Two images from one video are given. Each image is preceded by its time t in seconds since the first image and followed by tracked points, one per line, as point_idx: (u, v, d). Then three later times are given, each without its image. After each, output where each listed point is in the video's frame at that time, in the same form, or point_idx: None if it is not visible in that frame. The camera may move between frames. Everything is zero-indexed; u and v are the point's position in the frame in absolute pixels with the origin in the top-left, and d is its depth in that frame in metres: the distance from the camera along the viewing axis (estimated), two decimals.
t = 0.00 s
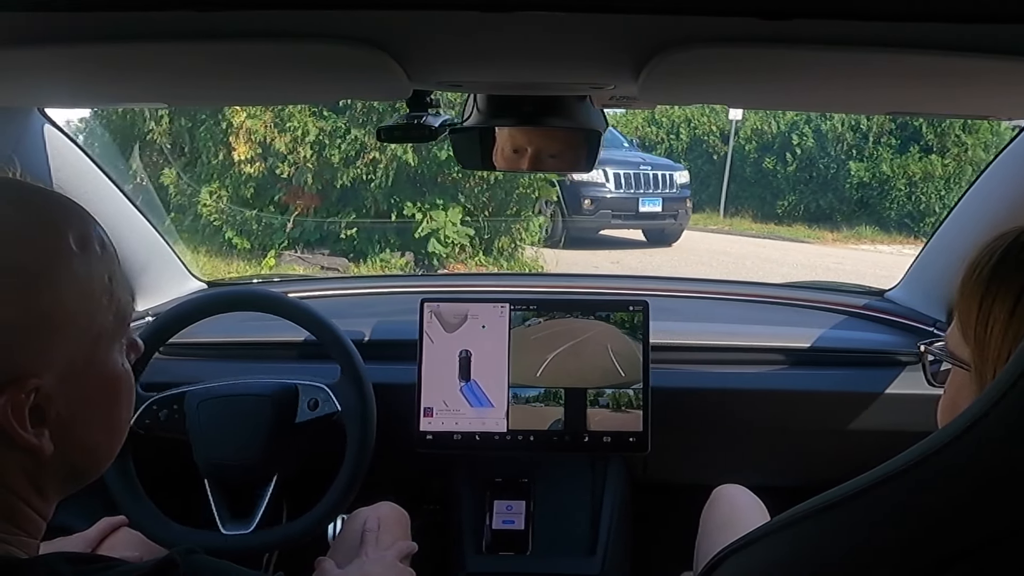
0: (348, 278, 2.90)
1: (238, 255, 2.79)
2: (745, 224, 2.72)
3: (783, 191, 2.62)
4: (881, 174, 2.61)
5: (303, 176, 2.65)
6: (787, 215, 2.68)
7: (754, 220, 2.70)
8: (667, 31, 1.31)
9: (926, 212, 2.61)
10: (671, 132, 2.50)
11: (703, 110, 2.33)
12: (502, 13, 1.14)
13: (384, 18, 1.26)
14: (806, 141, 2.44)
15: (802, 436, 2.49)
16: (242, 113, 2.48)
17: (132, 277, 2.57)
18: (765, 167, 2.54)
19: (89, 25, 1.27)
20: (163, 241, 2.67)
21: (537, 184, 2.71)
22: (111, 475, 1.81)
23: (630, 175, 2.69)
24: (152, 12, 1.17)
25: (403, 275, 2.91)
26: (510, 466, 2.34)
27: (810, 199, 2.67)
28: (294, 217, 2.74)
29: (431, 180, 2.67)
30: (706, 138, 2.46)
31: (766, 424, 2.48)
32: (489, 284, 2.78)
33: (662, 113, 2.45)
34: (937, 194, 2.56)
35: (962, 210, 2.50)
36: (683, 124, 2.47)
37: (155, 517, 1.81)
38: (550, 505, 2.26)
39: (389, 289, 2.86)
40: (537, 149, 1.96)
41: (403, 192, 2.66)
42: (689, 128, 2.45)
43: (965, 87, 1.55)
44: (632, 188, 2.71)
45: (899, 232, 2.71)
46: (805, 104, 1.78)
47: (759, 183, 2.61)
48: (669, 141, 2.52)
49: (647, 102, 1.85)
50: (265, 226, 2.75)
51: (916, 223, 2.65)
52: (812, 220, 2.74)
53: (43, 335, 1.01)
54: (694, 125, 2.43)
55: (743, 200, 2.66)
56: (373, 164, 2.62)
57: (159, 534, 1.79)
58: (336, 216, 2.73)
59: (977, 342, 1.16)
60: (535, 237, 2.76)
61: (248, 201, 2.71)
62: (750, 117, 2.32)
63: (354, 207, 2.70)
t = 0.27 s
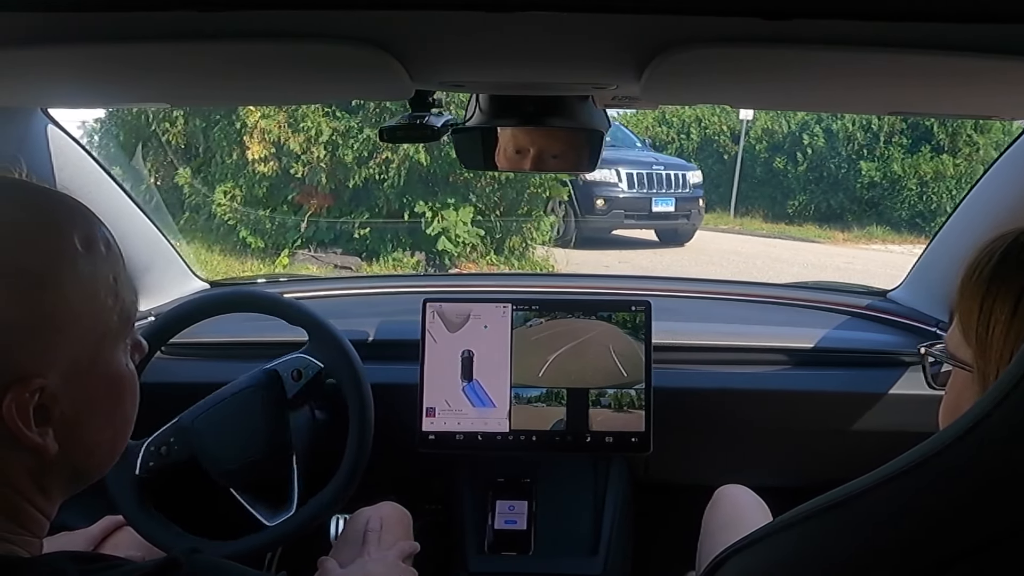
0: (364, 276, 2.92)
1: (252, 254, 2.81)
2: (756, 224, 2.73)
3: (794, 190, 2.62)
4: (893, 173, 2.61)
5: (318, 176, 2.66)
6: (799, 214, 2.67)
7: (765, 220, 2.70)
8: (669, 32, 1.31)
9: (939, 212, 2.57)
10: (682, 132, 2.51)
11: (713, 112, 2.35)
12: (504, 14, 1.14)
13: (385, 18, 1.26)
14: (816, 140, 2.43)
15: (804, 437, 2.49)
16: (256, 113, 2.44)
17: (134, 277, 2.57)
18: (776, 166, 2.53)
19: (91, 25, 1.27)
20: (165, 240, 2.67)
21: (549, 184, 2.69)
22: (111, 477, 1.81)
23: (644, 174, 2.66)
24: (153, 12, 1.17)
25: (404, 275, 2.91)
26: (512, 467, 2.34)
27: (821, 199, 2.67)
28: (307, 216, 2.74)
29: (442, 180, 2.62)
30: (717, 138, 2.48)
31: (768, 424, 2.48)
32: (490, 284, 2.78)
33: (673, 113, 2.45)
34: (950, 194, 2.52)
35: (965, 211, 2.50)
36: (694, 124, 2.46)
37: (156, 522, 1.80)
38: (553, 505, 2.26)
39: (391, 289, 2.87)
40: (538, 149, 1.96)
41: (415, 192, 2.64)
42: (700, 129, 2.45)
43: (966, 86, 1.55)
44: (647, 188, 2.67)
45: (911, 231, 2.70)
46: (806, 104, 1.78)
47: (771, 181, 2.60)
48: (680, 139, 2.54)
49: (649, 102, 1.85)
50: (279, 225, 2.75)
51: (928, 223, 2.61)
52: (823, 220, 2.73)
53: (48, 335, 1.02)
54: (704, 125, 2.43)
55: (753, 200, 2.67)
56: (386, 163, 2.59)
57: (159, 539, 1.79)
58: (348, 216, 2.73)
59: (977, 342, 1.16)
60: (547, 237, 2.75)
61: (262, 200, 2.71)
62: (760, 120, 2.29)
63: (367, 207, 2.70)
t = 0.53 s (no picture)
0: (372, 276, 2.90)
1: (263, 253, 2.75)
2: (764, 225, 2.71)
3: (803, 189, 2.61)
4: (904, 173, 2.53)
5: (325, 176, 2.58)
6: (807, 215, 2.65)
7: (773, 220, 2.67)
8: (670, 32, 1.31)
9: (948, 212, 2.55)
10: (689, 132, 2.52)
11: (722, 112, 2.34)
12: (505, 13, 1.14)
13: (386, 18, 1.26)
14: (824, 140, 2.46)
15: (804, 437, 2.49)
16: (267, 113, 2.42)
17: (135, 277, 2.57)
18: (785, 166, 2.54)
19: (92, 25, 1.27)
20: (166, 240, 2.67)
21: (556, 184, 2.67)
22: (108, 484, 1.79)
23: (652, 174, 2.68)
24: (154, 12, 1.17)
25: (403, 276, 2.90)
26: (512, 467, 2.34)
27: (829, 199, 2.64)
28: (318, 217, 2.67)
29: (451, 180, 2.60)
30: (725, 138, 2.48)
31: (769, 424, 2.48)
32: (490, 284, 2.78)
33: (680, 114, 2.46)
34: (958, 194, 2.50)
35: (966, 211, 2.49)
36: (702, 125, 2.47)
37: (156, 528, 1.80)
38: (554, 504, 2.26)
39: (391, 289, 2.88)
40: (537, 149, 1.96)
41: (423, 190, 2.60)
42: (708, 129, 2.47)
43: (966, 86, 1.55)
44: (655, 187, 2.70)
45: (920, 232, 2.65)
46: (806, 104, 1.78)
47: (778, 181, 2.61)
48: (687, 138, 2.54)
49: (649, 102, 1.85)
50: (290, 224, 2.68)
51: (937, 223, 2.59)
52: (832, 222, 2.68)
53: (50, 334, 1.02)
54: (712, 125, 2.44)
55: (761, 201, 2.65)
56: (396, 163, 2.55)
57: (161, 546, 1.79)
58: (358, 216, 2.68)
59: (977, 342, 1.16)
60: (556, 238, 2.73)
61: (272, 199, 2.64)
62: (767, 120, 2.29)
63: (377, 206, 2.64)
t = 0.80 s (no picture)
0: (380, 275, 2.90)
1: (274, 253, 2.78)
2: (771, 224, 2.72)
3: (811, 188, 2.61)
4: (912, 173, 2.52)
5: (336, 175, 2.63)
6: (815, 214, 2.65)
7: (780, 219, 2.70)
8: (670, 32, 1.31)
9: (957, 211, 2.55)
10: (698, 132, 2.53)
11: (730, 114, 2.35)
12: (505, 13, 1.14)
13: (386, 18, 1.26)
14: (832, 140, 2.43)
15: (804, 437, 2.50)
16: (277, 114, 2.42)
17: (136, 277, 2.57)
18: (791, 166, 2.52)
19: (92, 25, 1.27)
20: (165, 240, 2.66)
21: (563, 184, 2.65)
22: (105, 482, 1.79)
23: (659, 173, 2.67)
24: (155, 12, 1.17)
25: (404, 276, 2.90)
26: (512, 467, 2.34)
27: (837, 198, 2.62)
28: (327, 216, 2.69)
29: (460, 180, 2.63)
30: (732, 138, 2.49)
31: (769, 424, 2.48)
32: (490, 284, 2.77)
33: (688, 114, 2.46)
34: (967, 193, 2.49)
35: (966, 210, 2.50)
36: (710, 125, 2.47)
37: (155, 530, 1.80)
38: (554, 505, 2.26)
39: (391, 290, 2.87)
40: (537, 149, 1.96)
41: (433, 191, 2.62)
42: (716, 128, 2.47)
43: (967, 86, 1.55)
44: (662, 186, 2.68)
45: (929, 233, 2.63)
46: (806, 104, 1.78)
47: (786, 181, 2.60)
48: (695, 138, 2.55)
49: (649, 102, 1.85)
50: (300, 224, 2.71)
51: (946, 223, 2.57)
52: (839, 221, 2.68)
53: (52, 334, 1.02)
54: (720, 125, 2.44)
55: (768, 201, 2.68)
56: (405, 163, 2.59)
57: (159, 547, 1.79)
58: (367, 215, 2.72)
59: (977, 342, 1.16)
60: (563, 237, 2.73)
61: (283, 199, 2.66)
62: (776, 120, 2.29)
63: (385, 206, 2.68)
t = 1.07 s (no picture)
0: (389, 275, 2.90)
1: (284, 252, 2.79)
2: (778, 223, 2.74)
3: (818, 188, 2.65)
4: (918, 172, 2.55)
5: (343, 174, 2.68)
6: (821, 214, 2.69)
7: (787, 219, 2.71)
8: (669, 32, 1.30)
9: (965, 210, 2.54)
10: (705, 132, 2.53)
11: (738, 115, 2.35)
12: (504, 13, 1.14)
13: (384, 18, 1.26)
14: (839, 140, 2.47)
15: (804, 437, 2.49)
16: (287, 115, 2.45)
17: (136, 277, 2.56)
18: (800, 165, 2.56)
19: (91, 25, 1.27)
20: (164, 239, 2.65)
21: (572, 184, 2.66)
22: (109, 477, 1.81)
23: (666, 173, 2.69)
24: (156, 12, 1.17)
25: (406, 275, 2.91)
26: (512, 467, 2.34)
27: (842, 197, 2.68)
28: (336, 216, 2.71)
29: (468, 180, 2.64)
30: (740, 138, 2.50)
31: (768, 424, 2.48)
32: (490, 284, 2.77)
33: (696, 116, 2.46)
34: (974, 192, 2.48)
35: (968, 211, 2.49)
36: (718, 124, 2.46)
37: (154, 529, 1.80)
38: (554, 505, 2.26)
39: (391, 290, 2.88)
40: (536, 149, 1.96)
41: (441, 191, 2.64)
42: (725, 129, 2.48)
43: (967, 86, 1.55)
44: (669, 186, 2.73)
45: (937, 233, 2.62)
46: (805, 104, 1.78)
47: (792, 181, 2.64)
48: (702, 139, 2.56)
49: (649, 102, 1.84)
50: (309, 224, 2.73)
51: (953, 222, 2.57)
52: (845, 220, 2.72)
53: (51, 335, 1.02)
54: (728, 125, 2.43)
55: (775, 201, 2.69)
56: (414, 163, 2.62)
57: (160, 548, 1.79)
58: (375, 216, 2.73)
59: (977, 342, 1.15)
60: (570, 236, 2.73)
61: (291, 199, 2.70)
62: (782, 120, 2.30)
63: (394, 206, 2.69)
